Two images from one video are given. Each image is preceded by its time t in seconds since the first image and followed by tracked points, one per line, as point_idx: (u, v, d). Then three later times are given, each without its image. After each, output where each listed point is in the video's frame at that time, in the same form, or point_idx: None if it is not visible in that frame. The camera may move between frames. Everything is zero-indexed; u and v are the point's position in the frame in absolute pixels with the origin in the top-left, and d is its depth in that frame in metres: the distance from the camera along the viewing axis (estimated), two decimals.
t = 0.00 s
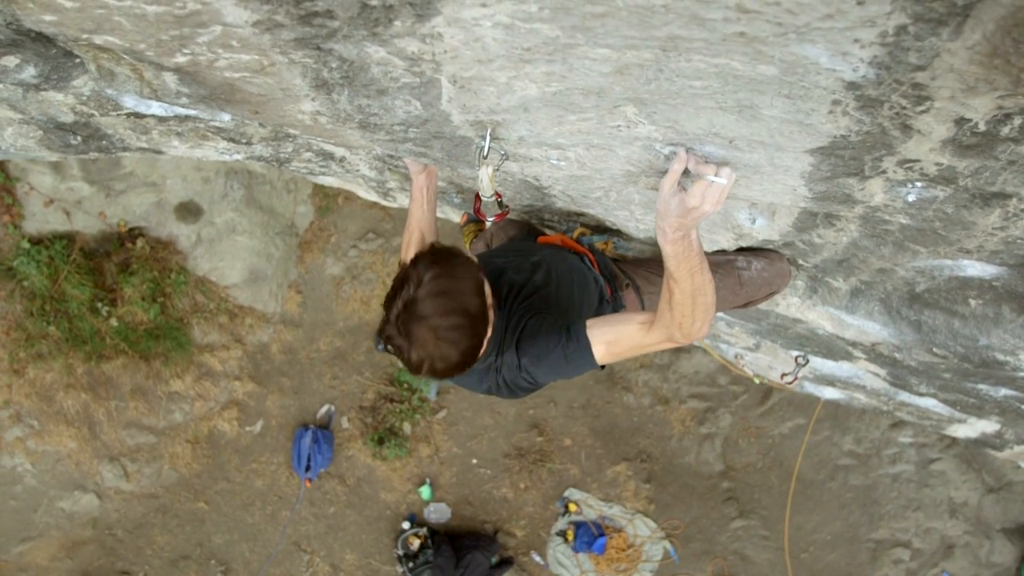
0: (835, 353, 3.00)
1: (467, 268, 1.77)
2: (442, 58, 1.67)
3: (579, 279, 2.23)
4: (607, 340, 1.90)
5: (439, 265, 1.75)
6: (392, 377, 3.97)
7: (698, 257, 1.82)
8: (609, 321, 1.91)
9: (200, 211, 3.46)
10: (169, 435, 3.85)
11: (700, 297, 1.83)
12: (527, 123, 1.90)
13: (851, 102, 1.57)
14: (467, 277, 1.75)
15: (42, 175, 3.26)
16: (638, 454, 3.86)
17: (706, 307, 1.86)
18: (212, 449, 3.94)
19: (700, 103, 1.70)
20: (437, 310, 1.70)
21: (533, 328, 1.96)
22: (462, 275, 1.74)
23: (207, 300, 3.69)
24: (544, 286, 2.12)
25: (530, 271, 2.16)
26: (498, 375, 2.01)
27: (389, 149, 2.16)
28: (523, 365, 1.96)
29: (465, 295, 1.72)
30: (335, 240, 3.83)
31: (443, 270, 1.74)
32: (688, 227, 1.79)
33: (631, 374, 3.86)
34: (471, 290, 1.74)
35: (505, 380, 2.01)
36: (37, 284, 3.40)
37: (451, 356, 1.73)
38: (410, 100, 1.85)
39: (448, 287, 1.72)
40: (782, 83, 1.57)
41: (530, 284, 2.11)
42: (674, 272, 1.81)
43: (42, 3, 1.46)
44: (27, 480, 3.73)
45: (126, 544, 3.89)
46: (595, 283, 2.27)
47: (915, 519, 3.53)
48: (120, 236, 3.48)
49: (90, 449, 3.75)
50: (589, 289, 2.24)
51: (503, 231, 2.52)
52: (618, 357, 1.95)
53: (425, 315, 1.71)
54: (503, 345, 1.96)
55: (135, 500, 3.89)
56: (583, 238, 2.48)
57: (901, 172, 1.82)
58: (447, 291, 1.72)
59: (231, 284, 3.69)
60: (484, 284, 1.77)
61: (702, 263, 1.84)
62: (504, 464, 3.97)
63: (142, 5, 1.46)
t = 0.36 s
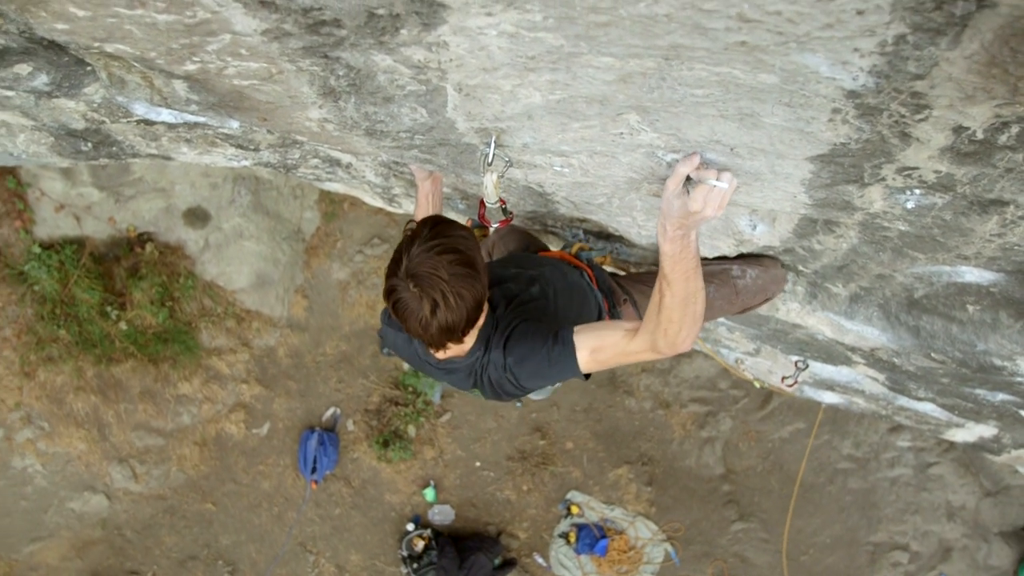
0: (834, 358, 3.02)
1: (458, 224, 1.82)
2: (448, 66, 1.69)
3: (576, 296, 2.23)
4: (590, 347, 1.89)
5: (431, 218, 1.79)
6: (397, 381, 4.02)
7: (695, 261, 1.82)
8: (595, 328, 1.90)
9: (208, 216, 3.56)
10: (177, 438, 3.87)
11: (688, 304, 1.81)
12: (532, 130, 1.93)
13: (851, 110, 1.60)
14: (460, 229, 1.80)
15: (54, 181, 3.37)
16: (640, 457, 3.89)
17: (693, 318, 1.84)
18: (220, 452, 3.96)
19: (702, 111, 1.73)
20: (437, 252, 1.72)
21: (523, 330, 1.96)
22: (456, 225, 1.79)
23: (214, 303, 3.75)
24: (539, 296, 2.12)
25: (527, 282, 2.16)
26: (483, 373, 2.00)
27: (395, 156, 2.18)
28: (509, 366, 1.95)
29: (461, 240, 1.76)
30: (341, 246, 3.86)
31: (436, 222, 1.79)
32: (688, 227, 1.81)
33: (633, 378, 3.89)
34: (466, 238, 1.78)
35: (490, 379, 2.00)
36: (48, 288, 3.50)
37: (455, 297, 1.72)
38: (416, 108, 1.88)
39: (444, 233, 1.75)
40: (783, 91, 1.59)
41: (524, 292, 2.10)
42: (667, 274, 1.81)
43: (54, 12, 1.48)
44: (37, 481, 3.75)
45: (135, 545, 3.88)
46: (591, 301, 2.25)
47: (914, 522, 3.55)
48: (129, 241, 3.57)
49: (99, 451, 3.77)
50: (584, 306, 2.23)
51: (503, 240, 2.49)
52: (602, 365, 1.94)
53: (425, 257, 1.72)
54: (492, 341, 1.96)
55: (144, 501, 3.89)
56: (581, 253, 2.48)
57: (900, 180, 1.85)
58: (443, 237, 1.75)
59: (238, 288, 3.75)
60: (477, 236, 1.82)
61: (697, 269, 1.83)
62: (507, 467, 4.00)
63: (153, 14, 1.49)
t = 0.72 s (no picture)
0: (830, 362, 3.11)
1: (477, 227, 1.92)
2: (465, 77, 1.78)
3: (586, 312, 2.28)
4: (583, 353, 1.96)
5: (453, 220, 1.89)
6: (411, 377, 4.11)
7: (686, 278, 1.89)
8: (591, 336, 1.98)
9: (233, 218, 3.62)
10: (200, 428, 3.95)
11: (674, 329, 1.85)
12: (544, 139, 2.01)
13: (850, 124, 1.69)
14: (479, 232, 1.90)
15: (87, 183, 3.45)
16: (642, 454, 3.98)
17: (676, 347, 1.86)
18: (242, 443, 4.05)
19: (706, 123, 1.81)
20: (458, 251, 1.82)
21: (529, 329, 2.03)
22: (475, 228, 1.89)
23: (238, 301, 3.85)
24: (549, 306, 2.19)
25: (541, 292, 2.24)
26: (490, 368, 2.07)
27: (414, 162, 2.27)
28: (513, 363, 2.02)
29: (481, 241, 1.86)
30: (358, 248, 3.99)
31: (458, 223, 1.88)
32: (689, 237, 1.95)
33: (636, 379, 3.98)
34: (484, 239, 1.88)
35: (495, 375, 2.08)
36: (82, 285, 3.58)
37: (472, 294, 1.82)
38: (434, 117, 1.96)
39: (465, 234, 1.85)
40: (785, 105, 1.68)
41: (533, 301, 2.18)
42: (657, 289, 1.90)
43: (94, 22, 1.55)
44: (69, 468, 3.82)
45: (159, 529, 3.95)
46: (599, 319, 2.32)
47: (904, 520, 3.64)
48: (159, 241, 3.66)
49: (127, 440, 3.86)
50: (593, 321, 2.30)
51: (513, 251, 2.57)
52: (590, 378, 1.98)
53: (447, 255, 1.81)
54: (500, 339, 2.04)
55: (168, 488, 3.97)
56: (587, 272, 2.52)
57: (895, 191, 1.94)
58: (464, 237, 1.85)
59: (260, 286, 3.84)
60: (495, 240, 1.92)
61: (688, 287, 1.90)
62: (515, 462, 4.09)
63: (186, 24, 1.56)
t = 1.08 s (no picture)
0: (831, 365, 3.22)
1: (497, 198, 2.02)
2: (499, 84, 1.86)
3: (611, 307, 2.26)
4: (601, 347, 1.95)
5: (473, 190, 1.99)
6: (435, 367, 4.25)
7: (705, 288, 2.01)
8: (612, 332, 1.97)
9: (275, 211, 3.84)
10: (237, 407, 4.03)
11: (696, 349, 1.90)
12: (570, 145, 2.12)
13: (860, 139, 1.80)
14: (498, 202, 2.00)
15: (140, 174, 3.61)
16: (649, 446, 4.13)
17: (695, 371, 1.90)
18: (275, 423, 4.13)
19: (724, 134, 1.92)
20: (476, 216, 1.92)
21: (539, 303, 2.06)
22: (494, 198, 1.99)
23: (276, 290, 4.01)
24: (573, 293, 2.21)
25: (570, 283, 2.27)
26: (498, 338, 2.12)
27: (447, 163, 2.38)
28: (521, 333, 2.04)
29: (499, 209, 1.95)
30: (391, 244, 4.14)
31: (477, 193, 1.99)
32: (706, 244, 2.11)
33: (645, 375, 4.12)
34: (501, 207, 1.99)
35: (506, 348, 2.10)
36: (132, 270, 3.73)
37: (489, 257, 1.92)
38: (468, 121, 2.07)
39: (484, 202, 1.95)
40: (800, 119, 1.78)
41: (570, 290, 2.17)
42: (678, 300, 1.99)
43: (155, 23, 1.63)
44: (114, 440, 3.89)
45: (194, 499, 4.00)
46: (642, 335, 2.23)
47: (894, 518, 3.76)
48: (204, 230, 3.83)
49: (170, 415, 3.93)
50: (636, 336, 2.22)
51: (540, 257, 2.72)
52: (598, 374, 1.99)
53: (464, 219, 1.92)
54: (512, 310, 2.10)
55: (204, 462, 4.03)
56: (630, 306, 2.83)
57: (900, 205, 2.06)
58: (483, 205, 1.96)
59: (297, 277, 4.01)
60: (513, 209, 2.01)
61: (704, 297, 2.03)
62: (530, 449, 4.22)
63: (241, 27, 1.63)
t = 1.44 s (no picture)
0: (844, 374, 3.27)
1: (492, 189, 2.04)
2: (542, 84, 1.91)
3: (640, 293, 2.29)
4: (629, 337, 2.02)
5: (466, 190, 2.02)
6: (460, 355, 4.31)
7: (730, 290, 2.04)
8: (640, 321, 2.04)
9: (315, 202, 3.94)
10: (272, 383, 4.17)
11: (718, 347, 1.98)
12: (605, 146, 2.17)
13: (888, 153, 1.84)
14: (495, 194, 2.03)
15: (190, 159, 3.78)
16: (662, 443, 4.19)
17: (717, 370, 1.99)
18: (307, 402, 4.26)
19: (756, 142, 1.96)
20: (480, 221, 1.95)
21: (564, 282, 2.09)
22: (491, 191, 2.01)
23: (313, 275, 4.08)
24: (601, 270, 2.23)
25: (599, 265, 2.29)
26: (524, 318, 2.13)
27: (485, 158, 2.45)
28: (547, 310, 2.06)
29: (498, 204, 1.98)
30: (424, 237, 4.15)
31: (472, 193, 2.01)
32: (731, 247, 2.12)
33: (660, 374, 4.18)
34: (498, 200, 2.00)
35: (532, 328, 2.12)
36: (178, 248, 3.85)
37: (507, 258, 1.96)
38: (509, 119, 2.12)
39: (483, 201, 1.98)
40: (830, 131, 1.82)
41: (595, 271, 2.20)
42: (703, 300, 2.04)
43: (219, 12, 1.71)
44: (155, 407, 4.07)
45: (228, 469, 4.20)
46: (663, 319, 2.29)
47: (897, 526, 3.81)
48: (248, 215, 3.93)
49: (207, 388, 4.08)
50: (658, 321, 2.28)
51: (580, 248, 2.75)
52: (623, 363, 2.07)
53: (472, 230, 1.95)
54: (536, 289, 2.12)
55: (239, 434, 4.19)
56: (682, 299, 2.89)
57: (922, 220, 2.10)
58: (483, 204, 1.99)
59: (334, 263, 4.08)
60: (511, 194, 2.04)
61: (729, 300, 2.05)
62: (547, 440, 4.29)
63: (299, 20, 1.70)
